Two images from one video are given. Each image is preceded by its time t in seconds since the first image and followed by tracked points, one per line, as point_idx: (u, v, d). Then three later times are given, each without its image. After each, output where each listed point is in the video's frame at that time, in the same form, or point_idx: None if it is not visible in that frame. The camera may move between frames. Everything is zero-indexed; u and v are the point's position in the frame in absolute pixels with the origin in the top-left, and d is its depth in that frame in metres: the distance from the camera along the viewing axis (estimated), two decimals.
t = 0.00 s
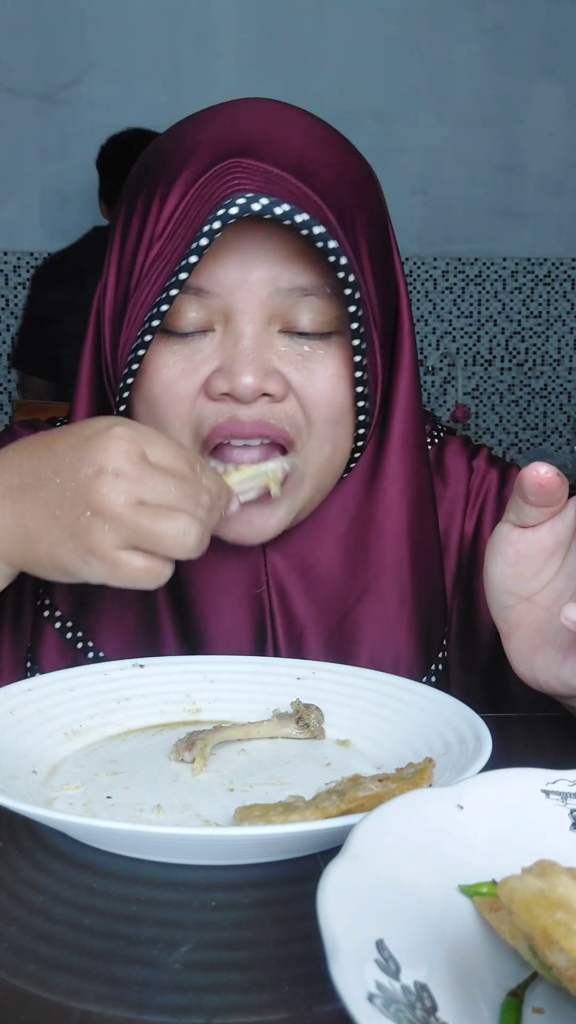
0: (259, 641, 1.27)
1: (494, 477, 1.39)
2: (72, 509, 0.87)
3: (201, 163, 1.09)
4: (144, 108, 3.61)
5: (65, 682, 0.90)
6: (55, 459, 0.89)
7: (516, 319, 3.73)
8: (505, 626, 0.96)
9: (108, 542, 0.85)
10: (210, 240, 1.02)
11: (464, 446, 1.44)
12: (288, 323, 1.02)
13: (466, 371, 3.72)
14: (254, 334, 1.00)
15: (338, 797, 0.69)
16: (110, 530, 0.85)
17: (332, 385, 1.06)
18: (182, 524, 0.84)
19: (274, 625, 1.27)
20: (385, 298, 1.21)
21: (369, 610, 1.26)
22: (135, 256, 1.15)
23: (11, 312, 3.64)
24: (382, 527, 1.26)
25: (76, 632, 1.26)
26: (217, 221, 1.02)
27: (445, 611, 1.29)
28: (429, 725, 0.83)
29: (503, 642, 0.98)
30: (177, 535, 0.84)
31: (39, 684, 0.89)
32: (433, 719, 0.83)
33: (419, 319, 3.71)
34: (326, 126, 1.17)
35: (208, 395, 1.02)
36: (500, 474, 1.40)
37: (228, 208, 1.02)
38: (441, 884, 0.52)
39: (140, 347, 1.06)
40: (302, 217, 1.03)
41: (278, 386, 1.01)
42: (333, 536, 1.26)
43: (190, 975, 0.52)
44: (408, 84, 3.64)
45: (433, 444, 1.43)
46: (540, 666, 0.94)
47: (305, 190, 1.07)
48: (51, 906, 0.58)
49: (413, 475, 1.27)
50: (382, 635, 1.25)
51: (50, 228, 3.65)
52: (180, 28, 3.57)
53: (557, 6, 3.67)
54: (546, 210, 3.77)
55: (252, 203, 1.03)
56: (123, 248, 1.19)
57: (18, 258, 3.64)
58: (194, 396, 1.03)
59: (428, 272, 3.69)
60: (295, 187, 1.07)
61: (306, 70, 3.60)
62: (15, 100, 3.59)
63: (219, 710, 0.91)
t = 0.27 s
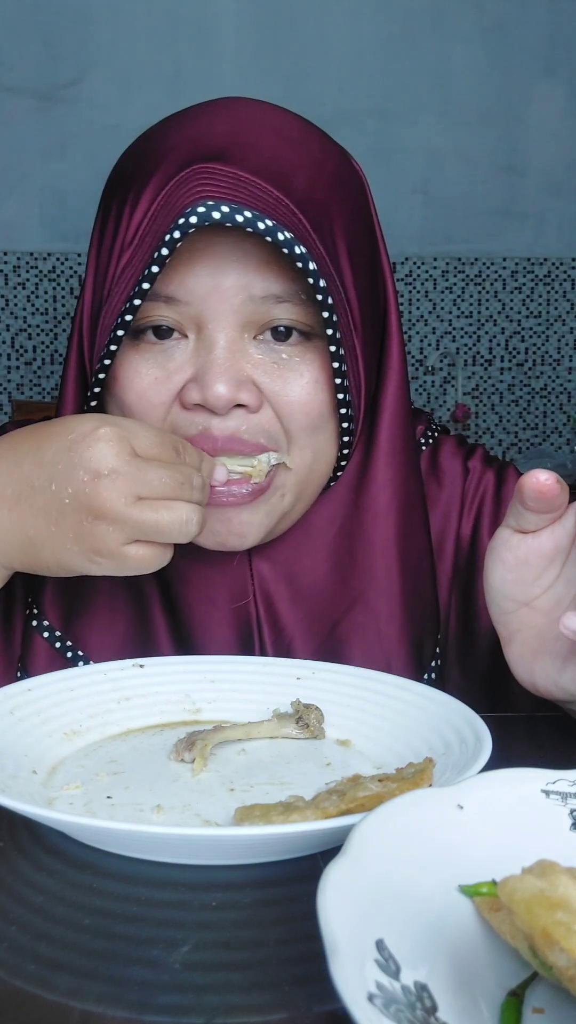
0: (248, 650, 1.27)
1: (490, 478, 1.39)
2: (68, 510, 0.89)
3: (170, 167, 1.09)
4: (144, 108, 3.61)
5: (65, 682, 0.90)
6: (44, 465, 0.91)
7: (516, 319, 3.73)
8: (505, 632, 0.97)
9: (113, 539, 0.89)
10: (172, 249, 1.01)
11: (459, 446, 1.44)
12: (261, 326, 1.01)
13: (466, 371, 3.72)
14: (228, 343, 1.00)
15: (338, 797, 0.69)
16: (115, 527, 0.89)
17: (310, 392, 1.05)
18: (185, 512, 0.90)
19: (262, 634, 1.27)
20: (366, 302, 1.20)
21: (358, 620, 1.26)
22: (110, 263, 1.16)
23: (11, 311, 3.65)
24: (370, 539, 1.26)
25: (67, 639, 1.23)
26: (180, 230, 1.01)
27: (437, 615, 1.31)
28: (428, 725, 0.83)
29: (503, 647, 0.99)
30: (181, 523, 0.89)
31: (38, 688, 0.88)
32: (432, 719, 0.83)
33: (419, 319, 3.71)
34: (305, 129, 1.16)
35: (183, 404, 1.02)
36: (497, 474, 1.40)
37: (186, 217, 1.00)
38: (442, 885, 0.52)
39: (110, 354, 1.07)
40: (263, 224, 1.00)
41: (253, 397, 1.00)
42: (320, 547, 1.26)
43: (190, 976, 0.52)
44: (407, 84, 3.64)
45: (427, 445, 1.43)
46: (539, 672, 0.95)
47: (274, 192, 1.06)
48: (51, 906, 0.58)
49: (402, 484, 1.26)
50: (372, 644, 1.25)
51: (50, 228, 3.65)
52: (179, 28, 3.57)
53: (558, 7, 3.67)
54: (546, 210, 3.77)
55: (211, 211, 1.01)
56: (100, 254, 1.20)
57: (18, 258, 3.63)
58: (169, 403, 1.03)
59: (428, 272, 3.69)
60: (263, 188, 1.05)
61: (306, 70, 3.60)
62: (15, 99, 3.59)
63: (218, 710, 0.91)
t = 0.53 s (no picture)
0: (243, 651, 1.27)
1: (490, 477, 1.39)
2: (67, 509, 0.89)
3: (169, 164, 1.10)
4: (144, 108, 3.61)
5: (65, 682, 0.90)
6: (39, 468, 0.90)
7: (517, 319, 3.73)
8: (505, 631, 0.97)
9: (116, 535, 0.90)
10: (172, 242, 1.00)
11: (459, 447, 1.44)
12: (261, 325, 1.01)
13: (467, 371, 3.72)
14: (229, 339, 0.99)
15: (338, 797, 0.69)
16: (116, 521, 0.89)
17: (308, 392, 1.05)
18: (186, 502, 0.89)
19: (259, 635, 1.26)
20: (367, 300, 1.20)
21: (357, 620, 1.26)
22: (111, 259, 1.16)
23: (11, 311, 3.64)
24: (369, 541, 1.26)
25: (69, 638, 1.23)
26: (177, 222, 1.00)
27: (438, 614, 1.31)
28: (428, 724, 0.83)
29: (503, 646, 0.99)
30: (182, 514, 0.89)
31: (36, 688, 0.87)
32: (432, 719, 0.83)
33: (419, 319, 3.71)
34: (306, 126, 1.17)
35: (183, 401, 1.01)
36: (497, 474, 1.40)
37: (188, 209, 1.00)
38: (442, 885, 0.52)
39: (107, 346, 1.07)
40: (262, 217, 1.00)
41: (251, 394, 0.99)
42: (318, 549, 1.26)
43: (191, 976, 0.52)
44: (408, 84, 3.64)
45: (427, 445, 1.43)
46: (540, 671, 0.95)
47: (273, 187, 1.06)
48: (52, 906, 0.58)
49: (402, 486, 1.27)
50: (371, 645, 1.26)
51: (50, 228, 3.65)
52: (180, 28, 3.57)
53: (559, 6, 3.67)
54: (546, 210, 3.77)
55: (211, 205, 1.01)
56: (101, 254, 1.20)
57: (18, 258, 3.63)
58: (169, 401, 1.02)
59: (428, 272, 3.69)
60: (262, 183, 1.06)
61: (307, 70, 3.60)
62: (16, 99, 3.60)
63: (218, 709, 0.91)
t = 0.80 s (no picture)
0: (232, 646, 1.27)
1: (490, 477, 1.39)
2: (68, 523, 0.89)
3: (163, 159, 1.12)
4: (144, 108, 3.61)
5: (65, 682, 0.90)
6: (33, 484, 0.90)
7: (516, 319, 3.73)
8: (505, 633, 0.97)
9: (118, 544, 0.89)
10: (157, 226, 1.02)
11: (460, 447, 1.44)
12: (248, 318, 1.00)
13: (466, 371, 3.72)
14: (215, 329, 0.98)
15: (338, 797, 0.69)
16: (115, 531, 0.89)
17: (291, 389, 1.04)
18: (184, 496, 0.90)
19: (248, 630, 1.26)
20: (362, 298, 1.20)
21: (347, 618, 1.26)
22: (107, 249, 1.17)
23: (11, 312, 3.64)
24: (364, 539, 1.26)
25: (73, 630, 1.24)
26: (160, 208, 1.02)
27: (435, 612, 1.30)
28: (428, 725, 0.83)
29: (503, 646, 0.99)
30: (181, 510, 0.90)
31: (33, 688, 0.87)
32: (432, 719, 0.83)
33: (419, 319, 3.71)
34: (307, 126, 1.16)
35: (167, 391, 1.01)
36: (497, 474, 1.40)
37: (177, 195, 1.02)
38: (441, 885, 0.52)
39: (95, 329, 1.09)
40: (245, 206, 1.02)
41: (235, 385, 0.99)
42: (311, 544, 1.26)
43: (191, 976, 0.52)
44: (407, 84, 3.65)
45: (427, 445, 1.43)
46: (539, 672, 0.95)
47: (262, 181, 1.07)
48: (53, 906, 0.58)
49: (396, 486, 1.26)
50: (360, 643, 1.26)
51: (50, 228, 3.65)
52: (179, 28, 3.57)
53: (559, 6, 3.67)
54: (546, 210, 3.77)
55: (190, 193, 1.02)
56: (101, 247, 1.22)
57: (18, 258, 3.63)
58: (153, 390, 1.02)
59: (428, 272, 3.70)
60: (252, 177, 1.06)
61: (306, 70, 3.61)
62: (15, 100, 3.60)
63: (217, 710, 0.91)
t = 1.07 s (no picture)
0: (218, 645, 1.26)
1: (491, 477, 1.39)
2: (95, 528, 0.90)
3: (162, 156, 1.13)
4: (145, 108, 3.61)
5: (65, 682, 0.90)
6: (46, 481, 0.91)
7: (517, 319, 3.73)
8: (505, 633, 0.97)
9: (128, 537, 0.88)
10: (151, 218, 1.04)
11: (461, 447, 1.44)
12: (239, 318, 1.00)
13: (467, 371, 3.72)
14: (206, 326, 0.98)
15: (338, 797, 0.69)
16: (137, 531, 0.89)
17: (277, 393, 1.03)
18: (196, 487, 0.88)
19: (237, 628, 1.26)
20: (361, 298, 1.20)
21: (335, 618, 1.26)
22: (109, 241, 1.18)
23: (12, 311, 3.64)
24: (356, 541, 1.26)
25: (74, 618, 1.25)
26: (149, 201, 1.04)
27: (428, 619, 1.27)
28: (429, 724, 0.83)
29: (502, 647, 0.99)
30: (197, 500, 0.88)
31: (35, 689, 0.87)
32: (433, 719, 0.83)
33: (419, 319, 3.71)
34: (310, 133, 1.16)
35: (155, 386, 1.01)
36: (498, 474, 1.40)
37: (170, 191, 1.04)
38: (442, 885, 0.52)
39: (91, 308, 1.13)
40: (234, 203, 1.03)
41: (220, 382, 0.98)
42: (304, 543, 1.25)
43: (192, 976, 0.52)
44: (407, 84, 3.65)
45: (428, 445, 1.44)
46: (539, 674, 0.95)
47: (255, 182, 1.08)
48: (54, 906, 0.58)
49: (390, 489, 1.26)
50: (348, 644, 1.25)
51: (50, 228, 3.65)
52: (180, 28, 3.57)
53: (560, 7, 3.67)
54: (547, 210, 3.77)
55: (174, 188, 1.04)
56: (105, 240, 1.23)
57: (19, 258, 3.62)
58: (141, 385, 1.03)
59: (428, 272, 3.70)
60: (241, 175, 1.07)
61: (307, 70, 3.61)
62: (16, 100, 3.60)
63: (218, 710, 0.91)
